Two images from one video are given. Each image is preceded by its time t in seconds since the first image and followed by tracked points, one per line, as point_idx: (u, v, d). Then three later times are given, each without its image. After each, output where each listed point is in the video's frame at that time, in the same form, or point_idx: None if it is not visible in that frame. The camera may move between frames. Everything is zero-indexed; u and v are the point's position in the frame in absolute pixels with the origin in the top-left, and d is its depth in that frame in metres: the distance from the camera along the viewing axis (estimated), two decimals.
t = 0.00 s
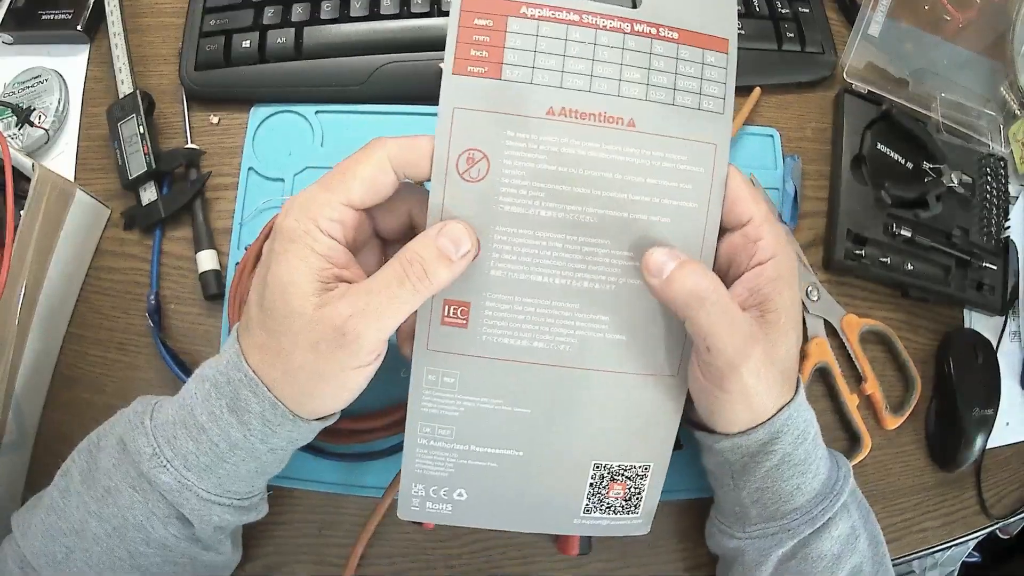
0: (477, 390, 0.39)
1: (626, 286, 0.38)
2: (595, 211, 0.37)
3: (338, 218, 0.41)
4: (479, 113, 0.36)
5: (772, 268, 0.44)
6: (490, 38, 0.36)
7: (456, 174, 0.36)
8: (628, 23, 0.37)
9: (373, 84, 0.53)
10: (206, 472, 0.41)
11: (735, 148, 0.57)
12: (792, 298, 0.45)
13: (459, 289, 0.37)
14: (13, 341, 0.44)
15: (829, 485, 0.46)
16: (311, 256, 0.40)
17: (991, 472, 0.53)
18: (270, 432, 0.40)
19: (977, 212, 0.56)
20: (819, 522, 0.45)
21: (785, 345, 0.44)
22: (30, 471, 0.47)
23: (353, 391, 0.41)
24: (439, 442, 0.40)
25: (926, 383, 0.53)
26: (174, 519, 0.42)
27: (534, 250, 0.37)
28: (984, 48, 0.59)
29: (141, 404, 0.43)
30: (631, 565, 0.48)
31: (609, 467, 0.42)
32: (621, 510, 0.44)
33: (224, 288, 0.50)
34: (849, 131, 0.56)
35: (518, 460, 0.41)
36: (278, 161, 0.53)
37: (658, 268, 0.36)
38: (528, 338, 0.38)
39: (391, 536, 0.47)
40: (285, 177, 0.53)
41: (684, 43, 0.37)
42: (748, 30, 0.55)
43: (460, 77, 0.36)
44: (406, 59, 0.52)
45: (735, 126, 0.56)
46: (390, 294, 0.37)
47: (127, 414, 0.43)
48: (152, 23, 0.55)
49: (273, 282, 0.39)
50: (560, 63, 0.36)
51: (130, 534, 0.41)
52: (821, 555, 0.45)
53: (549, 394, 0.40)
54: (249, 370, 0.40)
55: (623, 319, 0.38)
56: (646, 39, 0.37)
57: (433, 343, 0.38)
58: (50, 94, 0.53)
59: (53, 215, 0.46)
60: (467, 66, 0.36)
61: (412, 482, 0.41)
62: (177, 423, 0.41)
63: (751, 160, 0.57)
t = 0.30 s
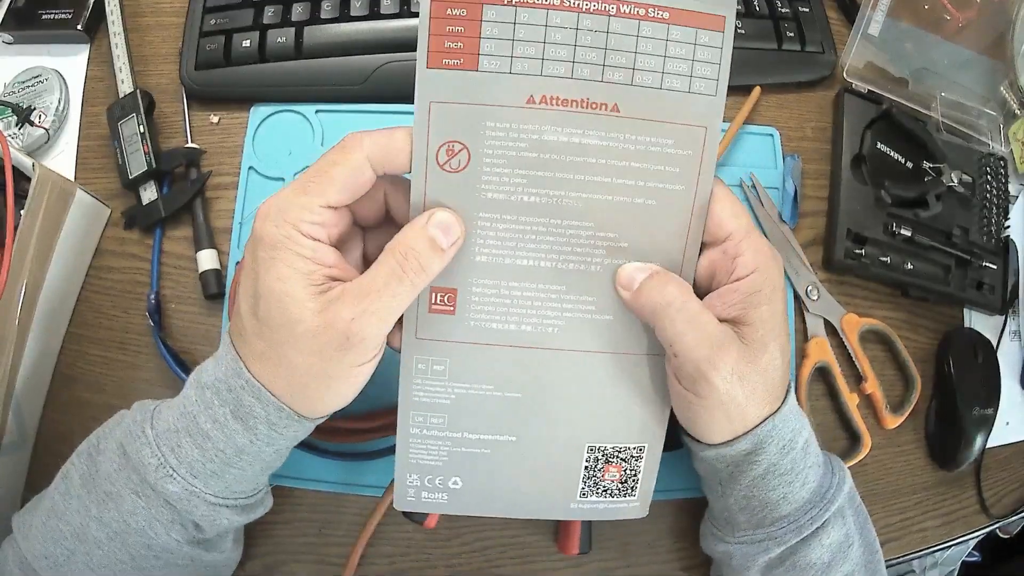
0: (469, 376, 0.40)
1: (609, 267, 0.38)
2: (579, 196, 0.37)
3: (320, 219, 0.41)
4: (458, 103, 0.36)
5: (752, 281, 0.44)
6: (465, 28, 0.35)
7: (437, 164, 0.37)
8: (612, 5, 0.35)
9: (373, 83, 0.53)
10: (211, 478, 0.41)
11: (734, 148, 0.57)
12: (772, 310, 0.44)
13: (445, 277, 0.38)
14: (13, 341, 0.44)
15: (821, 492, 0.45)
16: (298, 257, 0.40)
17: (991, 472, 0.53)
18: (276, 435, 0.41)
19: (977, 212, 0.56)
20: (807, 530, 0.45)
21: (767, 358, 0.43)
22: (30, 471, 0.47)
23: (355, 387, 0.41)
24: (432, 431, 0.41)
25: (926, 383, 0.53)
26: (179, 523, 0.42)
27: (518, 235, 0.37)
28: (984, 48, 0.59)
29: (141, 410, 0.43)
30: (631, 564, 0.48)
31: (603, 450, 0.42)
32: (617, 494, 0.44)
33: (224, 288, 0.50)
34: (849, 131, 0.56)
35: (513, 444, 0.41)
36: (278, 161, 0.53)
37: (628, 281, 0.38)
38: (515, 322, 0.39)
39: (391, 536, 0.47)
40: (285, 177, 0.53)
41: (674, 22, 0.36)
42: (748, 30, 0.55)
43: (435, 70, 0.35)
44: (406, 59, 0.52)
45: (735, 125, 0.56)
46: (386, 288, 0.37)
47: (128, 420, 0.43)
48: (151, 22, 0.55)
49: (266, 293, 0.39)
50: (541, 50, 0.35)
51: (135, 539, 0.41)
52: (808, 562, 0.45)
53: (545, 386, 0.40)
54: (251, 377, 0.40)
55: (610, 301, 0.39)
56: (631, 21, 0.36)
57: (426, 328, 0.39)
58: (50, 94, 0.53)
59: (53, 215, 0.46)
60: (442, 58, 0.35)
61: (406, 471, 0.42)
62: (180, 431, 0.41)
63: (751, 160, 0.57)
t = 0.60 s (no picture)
0: (467, 373, 0.40)
1: (609, 260, 0.38)
2: (575, 186, 0.37)
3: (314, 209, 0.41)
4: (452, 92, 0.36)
5: (766, 292, 0.44)
6: (460, 17, 0.36)
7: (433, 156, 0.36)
8: None
9: (373, 84, 0.53)
10: (205, 471, 0.41)
11: (734, 148, 0.57)
12: (786, 319, 0.44)
13: (445, 273, 0.38)
14: (13, 341, 0.44)
15: (824, 500, 0.45)
16: (293, 249, 0.40)
17: (991, 472, 0.53)
18: (269, 430, 0.40)
19: (977, 212, 0.56)
20: (809, 538, 0.45)
21: (778, 367, 0.43)
22: (30, 471, 0.47)
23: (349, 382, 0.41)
24: (433, 427, 0.41)
25: (926, 383, 0.53)
26: (173, 519, 0.42)
27: (515, 228, 0.37)
28: (984, 48, 0.59)
29: (138, 405, 0.43)
30: (631, 564, 0.48)
31: (606, 443, 0.42)
32: (621, 487, 0.44)
33: (224, 288, 0.50)
34: (849, 132, 0.56)
35: (513, 441, 0.41)
36: (278, 162, 0.53)
37: (646, 283, 0.38)
38: (516, 317, 0.39)
39: (391, 536, 0.47)
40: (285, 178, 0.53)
41: (664, 10, 0.37)
42: (748, 29, 0.55)
43: (431, 59, 0.36)
44: (405, 59, 0.52)
45: (736, 125, 0.56)
46: (379, 278, 0.37)
47: (125, 415, 0.43)
48: (151, 23, 0.55)
49: (259, 282, 0.39)
50: (535, 38, 0.36)
51: (130, 534, 0.41)
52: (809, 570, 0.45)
53: (546, 383, 0.40)
54: (242, 369, 0.40)
55: (610, 294, 0.39)
56: (622, 9, 0.36)
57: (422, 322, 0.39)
58: (50, 94, 0.53)
59: (53, 215, 0.46)
60: (438, 47, 0.36)
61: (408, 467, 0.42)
62: (174, 425, 0.41)
63: (751, 160, 0.57)
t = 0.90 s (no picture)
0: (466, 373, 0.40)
1: (608, 261, 0.38)
2: (575, 186, 0.37)
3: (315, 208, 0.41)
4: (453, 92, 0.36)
5: (765, 290, 0.44)
6: (462, 19, 0.36)
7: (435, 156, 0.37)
8: None
9: (373, 84, 0.53)
10: (204, 469, 0.41)
11: (734, 148, 0.57)
12: (785, 318, 0.44)
13: (447, 273, 0.38)
14: (13, 341, 0.44)
15: (824, 499, 0.45)
16: (295, 248, 0.40)
17: (991, 472, 0.53)
18: (268, 428, 0.40)
19: (977, 212, 0.56)
20: (809, 538, 0.45)
21: (778, 365, 0.43)
22: (30, 471, 0.47)
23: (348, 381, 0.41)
24: (433, 428, 0.41)
25: (926, 383, 0.53)
26: (173, 517, 0.42)
27: (516, 228, 0.37)
28: (984, 48, 0.59)
29: (138, 404, 0.43)
30: (631, 564, 0.48)
31: (606, 445, 0.42)
32: (622, 489, 0.44)
33: (224, 288, 0.50)
34: (849, 132, 0.56)
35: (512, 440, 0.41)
36: (278, 161, 0.53)
37: (644, 282, 0.38)
38: (516, 317, 0.39)
39: (391, 536, 0.47)
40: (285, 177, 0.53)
41: (664, 12, 0.37)
42: (748, 29, 0.55)
43: (434, 60, 0.36)
44: (405, 59, 0.52)
45: (735, 125, 0.56)
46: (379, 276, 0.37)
47: (125, 414, 0.43)
48: (151, 22, 0.55)
49: (260, 279, 0.39)
50: (535, 40, 0.36)
51: (129, 533, 0.41)
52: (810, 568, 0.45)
53: (547, 382, 0.40)
54: (241, 366, 0.40)
55: (610, 294, 0.39)
56: (622, 12, 0.36)
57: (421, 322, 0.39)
58: (50, 94, 0.53)
59: (53, 215, 0.46)
60: (441, 49, 0.36)
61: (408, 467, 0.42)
62: (174, 423, 0.41)
63: (751, 160, 0.57)
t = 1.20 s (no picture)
0: (467, 380, 0.40)
1: (607, 270, 0.38)
2: (574, 196, 0.37)
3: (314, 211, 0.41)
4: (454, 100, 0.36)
5: (763, 291, 0.44)
6: (462, 28, 0.36)
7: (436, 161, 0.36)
8: (602, 5, 0.37)
9: (373, 84, 0.53)
10: (204, 470, 0.41)
11: (734, 148, 0.57)
12: (784, 319, 0.44)
13: (448, 283, 0.38)
14: (13, 341, 0.44)
15: (824, 499, 0.45)
16: (294, 251, 0.40)
17: (991, 472, 0.53)
18: (267, 430, 0.40)
19: (977, 212, 0.56)
20: (809, 538, 0.45)
21: (778, 366, 0.43)
22: (31, 471, 0.47)
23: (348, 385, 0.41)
24: (432, 437, 0.41)
25: (926, 383, 0.53)
26: (173, 518, 0.42)
27: (514, 237, 0.37)
28: (984, 48, 0.59)
29: (138, 405, 0.43)
30: (630, 564, 0.48)
31: (605, 453, 0.42)
32: (621, 496, 0.44)
33: (224, 288, 0.50)
34: (849, 131, 0.56)
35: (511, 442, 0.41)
36: (278, 162, 0.53)
37: (644, 290, 0.38)
38: (516, 326, 0.39)
39: (390, 536, 0.47)
40: (285, 177, 0.53)
41: (662, 22, 0.37)
42: (748, 29, 0.55)
43: (434, 69, 0.36)
44: (405, 59, 0.52)
45: (736, 125, 0.56)
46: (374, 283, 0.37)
47: (126, 415, 0.43)
48: (151, 22, 0.55)
49: (261, 281, 0.39)
50: (534, 50, 0.36)
51: (129, 533, 0.41)
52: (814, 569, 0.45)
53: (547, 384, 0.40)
54: (241, 367, 0.40)
55: (610, 302, 0.39)
56: (621, 21, 0.37)
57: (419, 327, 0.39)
58: (50, 94, 0.53)
59: (53, 215, 0.46)
60: (440, 58, 0.36)
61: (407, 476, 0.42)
62: (174, 424, 0.41)
63: (751, 160, 0.57)
